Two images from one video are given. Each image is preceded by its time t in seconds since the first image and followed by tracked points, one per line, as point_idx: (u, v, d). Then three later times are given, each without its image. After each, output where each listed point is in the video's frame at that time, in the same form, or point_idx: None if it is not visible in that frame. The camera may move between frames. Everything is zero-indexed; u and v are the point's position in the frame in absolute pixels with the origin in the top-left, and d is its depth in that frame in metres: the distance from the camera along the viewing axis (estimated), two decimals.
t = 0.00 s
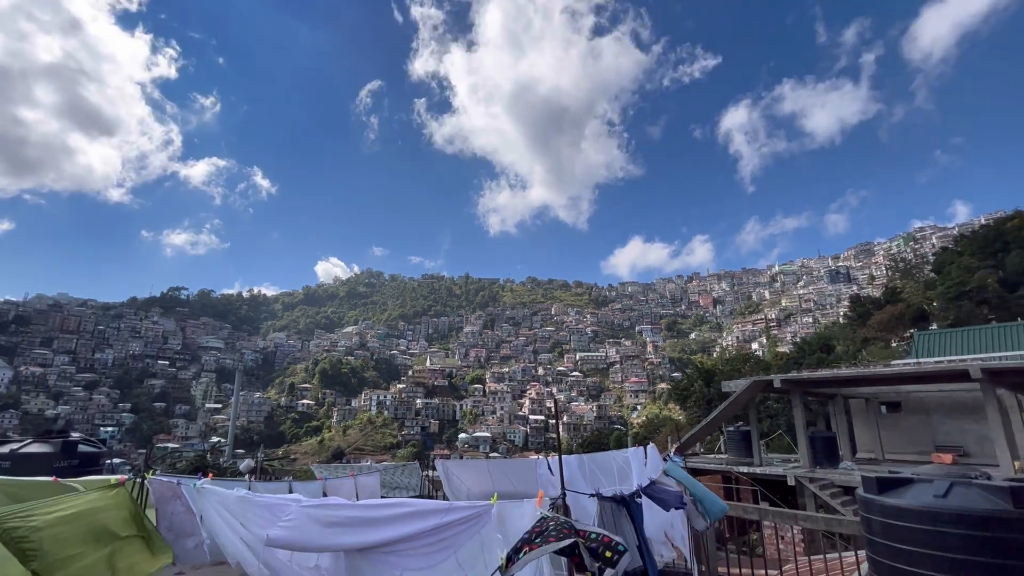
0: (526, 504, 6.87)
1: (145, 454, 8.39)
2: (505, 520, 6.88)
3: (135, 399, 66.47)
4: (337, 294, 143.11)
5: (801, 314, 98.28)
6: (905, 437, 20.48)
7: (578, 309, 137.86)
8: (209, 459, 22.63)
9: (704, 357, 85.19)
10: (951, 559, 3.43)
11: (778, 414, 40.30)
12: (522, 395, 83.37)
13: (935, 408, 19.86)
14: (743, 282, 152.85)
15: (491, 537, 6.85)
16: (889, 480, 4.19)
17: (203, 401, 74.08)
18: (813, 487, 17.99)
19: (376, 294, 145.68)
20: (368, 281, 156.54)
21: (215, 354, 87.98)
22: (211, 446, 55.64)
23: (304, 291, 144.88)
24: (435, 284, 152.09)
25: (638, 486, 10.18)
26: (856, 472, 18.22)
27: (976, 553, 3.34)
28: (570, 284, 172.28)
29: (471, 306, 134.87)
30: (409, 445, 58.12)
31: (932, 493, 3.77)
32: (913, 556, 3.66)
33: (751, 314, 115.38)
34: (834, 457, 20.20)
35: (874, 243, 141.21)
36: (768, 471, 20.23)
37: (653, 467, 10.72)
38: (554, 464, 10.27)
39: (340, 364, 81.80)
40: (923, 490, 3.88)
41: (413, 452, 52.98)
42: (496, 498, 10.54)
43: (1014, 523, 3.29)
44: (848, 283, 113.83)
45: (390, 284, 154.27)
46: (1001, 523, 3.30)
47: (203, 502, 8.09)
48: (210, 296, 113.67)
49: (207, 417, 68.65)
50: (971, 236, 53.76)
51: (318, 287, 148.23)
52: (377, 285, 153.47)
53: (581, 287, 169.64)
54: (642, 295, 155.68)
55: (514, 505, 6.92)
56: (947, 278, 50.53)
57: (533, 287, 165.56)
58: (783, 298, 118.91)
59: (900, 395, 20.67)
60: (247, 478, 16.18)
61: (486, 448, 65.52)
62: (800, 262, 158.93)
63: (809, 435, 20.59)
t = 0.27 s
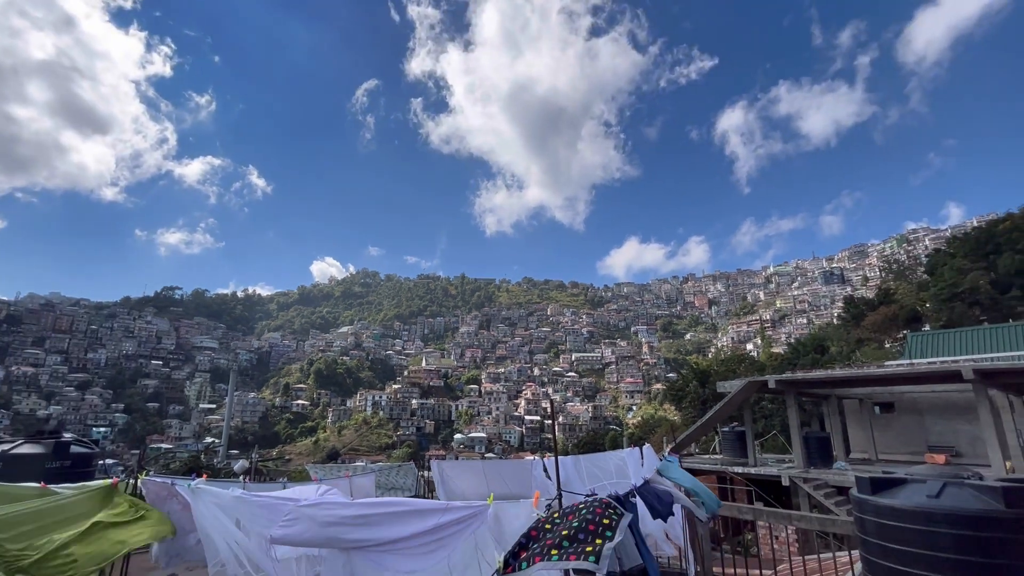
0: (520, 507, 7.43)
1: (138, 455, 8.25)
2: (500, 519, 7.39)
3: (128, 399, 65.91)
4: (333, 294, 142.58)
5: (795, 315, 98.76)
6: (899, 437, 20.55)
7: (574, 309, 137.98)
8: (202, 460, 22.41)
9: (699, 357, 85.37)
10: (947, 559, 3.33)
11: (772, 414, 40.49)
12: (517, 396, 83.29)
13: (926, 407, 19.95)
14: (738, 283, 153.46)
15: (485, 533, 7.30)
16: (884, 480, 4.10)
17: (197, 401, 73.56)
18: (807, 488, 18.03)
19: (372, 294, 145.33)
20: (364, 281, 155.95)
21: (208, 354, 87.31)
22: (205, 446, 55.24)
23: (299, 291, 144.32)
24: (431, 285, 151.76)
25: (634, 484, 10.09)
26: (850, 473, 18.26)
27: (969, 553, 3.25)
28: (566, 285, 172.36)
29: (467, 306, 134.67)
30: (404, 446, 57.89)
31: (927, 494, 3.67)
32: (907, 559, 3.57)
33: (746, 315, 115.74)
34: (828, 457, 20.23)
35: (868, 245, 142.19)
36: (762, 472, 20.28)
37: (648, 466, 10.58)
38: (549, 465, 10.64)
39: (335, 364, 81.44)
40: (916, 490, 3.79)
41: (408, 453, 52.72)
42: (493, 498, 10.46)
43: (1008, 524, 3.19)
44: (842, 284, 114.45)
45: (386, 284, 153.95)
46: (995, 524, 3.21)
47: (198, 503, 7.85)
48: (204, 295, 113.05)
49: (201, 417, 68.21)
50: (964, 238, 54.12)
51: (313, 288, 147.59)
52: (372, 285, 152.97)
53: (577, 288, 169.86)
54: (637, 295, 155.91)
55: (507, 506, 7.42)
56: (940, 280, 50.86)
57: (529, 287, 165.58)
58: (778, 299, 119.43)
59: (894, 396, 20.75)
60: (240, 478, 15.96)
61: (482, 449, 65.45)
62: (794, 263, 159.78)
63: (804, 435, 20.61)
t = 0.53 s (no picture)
0: (514, 507, 6.93)
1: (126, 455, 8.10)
2: (494, 521, 6.97)
3: (118, 399, 65.22)
4: (326, 294, 141.96)
5: (788, 317, 99.40)
6: (890, 438, 20.62)
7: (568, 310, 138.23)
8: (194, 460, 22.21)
9: (692, 358, 85.75)
10: (937, 561, 3.31)
11: (765, 415, 40.79)
12: (512, 396, 83.24)
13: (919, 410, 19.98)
14: (732, 284, 154.29)
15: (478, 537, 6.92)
16: (875, 480, 4.09)
17: (188, 401, 72.97)
18: (799, 488, 18.07)
19: (366, 294, 144.84)
20: (357, 281, 155.46)
21: (200, 354, 86.55)
22: (196, 447, 54.75)
23: (292, 290, 143.60)
24: (425, 285, 151.44)
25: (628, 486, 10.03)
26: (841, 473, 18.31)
27: (955, 555, 3.26)
28: (560, 286, 172.65)
29: (461, 307, 134.56)
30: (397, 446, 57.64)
31: (917, 494, 3.66)
32: (890, 557, 3.57)
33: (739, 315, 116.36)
34: (820, 458, 20.28)
35: (859, 247, 143.42)
36: (755, 472, 20.30)
37: (644, 468, 10.54)
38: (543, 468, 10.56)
39: (328, 364, 80.99)
40: (908, 490, 3.78)
41: (401, 454, 52.49)
42: (487, 499, 10.46)
43: (991, 525, 3.21)
44: (834, 286, 115.32)
45: (380, 284, 153.58)
46: (983, 524, 3.22)
47: (190, 503, 7.76)
48: (196, 294, 112.24)
49: (192, 417, 67.69)
50: (954, 241, 54.66)
51: (306, 287, 146.81)
52: (366, 285, 152.43)
53: (572, 288, 170.16)
54: (631, 297, 156.45)
55: (500, 507, 7.01)
56: (930, 282, 51.36)
57: (523, 288, 165.69)
58: (770, 301, 120.18)
59: (884, 397, 20.87)
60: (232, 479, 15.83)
61: (476, 449, 65.37)
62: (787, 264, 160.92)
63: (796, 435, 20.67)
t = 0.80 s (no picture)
0: (501, 507, 6.88)
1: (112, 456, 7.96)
2: (483, 521, 6.92)
3: (103, 398, 64.21)
4: (317, 293, 140.97)
5: (777, 319, 100.26)
6: (877, 440, 20.80)
7: (559, 312, 138.40)
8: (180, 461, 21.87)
9: (682, 360, 86.30)
10: (920, 563, 3.30)
11: (753, 417, 41.06)
12: (502, 397, 83.22)
13: (906, 412, 20.17)
14: (722, 287, 155.39)
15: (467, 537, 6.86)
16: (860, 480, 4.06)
17: (175, 401, 72.10)
18: (788, 489, 18.17)
19: (357, 294, 144.00)
20: (348, 280, 154.67)
21: (188, 354, 85.47)
22: (183, 447, 54.02)
23: (282, 289, 142.45)
24: (416, 285, 150.96)
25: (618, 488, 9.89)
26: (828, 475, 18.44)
27: (937, 556, 3.25)
28: (552, 287, 172.93)
29: (453, 308, 134.29)
30: (387, 447, 57.25)
31: (901, 495, 3.68)
32: (869, 556, 3.60)
33: (729, 318, 117.31)
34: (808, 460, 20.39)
35: (847, 252, 145.19)
36: (743, 473, 20.39)
37: (634, 469, 10.41)
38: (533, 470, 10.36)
39: (318, 364, 80.44)
40: (894, 492, 3.80)
41: (391, 454, 52.11)
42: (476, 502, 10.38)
43: (973, 526, 3.19)
44: (822, 289, 116.55)
45: (371, 284, 152.84)
46: (965, 523, 3.21)
47: (178, 505, 7.66)
48: (185, 292, 110.94)
49: (179, 417, 66.86)
50: (939, 246, 55.50)
51: (296, 286, 145.75)
52: (357, 285, 151.62)
53: (563, 290, 170.47)
54: (622, 299, 157.09)
55: (489, 506, 6.93)
56: (916, 286, 52.11)
57: (515, 289, 165.69)
58: (760, 303, 121.15)
59: (871, 400, 21.05)
60: (220, 480, 15.63)
61: (466, 450, 65.22)
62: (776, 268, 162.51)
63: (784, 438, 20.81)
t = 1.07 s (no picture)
0: (485, 509, 7.47)
1: (89, 456, 7.78)
2: (466, 523, 7.47)
3: (82, 397, 62.88)
4: (303, 292, 139.52)
5: (762, 324, 101.33)
6: (857, 444, 21.05)
7: (548, 314, 138.58)
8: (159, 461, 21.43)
9: (669, 363, 86.88)
10: (898, 565, 3.22)
11: (738, 420, 41.25)
12: (489, 399, 83.04)
13: (886, 416, 20.45)
14: (709, 291, 156.82)
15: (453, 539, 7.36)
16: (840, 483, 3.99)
17: (156, 400, 70.81)
18: (770, 491, 18.32)
19: (344, 293, 142.82)
20: (336, 280, 153.30)
21: (170, 352, 84.01)
22: (163, 447, 53.08)
23: (268, 288, 140.72)
24: (404, 285, 150.10)
25: (600, 487, 10.50)
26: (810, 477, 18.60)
27: (916, 558, 3.18)
28: (541, 289, 173.11)
29: (441, 309, 133.82)
30: (373, 448, 56.82)
31: (880, 497, 3.60)
32: (846, 559, 3.51)
33: (715, 322, 118.40)
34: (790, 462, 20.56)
35: (831, 258, 147.39)
36: (727, 475, 20.52)
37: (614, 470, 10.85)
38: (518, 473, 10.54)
39: (303, 364, 79.59)
40: (873, 495, 3.71)
41: (377, 455, 51.64)
42: (458, 503, 10.33)
43: (953, 529, 3.13)
44: (807, 294, 118.10)
45: (359, 284, 151.70)
46: (941, 527, 3.15)
47: (157, 505, 7.44)
48: (168, 289, 109.17)
49: (160, 417, 65.70)
50: (920, 253, 56.55)
51: (282, 285, 144.10)
52: (344, 284, 150.37)
53: (552, 292, 170.76)
54: (610, 301, 157.78)
55: (473, 509, 7.49)
56: (898, 293, 53.02)
57: (504, 290, 165.58)
58: (746, 307, 122.39)
59: (852, 403, 21.30)
60: (200, 481, 15.33)
61: (453, 451, 64.91)
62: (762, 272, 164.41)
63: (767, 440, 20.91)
